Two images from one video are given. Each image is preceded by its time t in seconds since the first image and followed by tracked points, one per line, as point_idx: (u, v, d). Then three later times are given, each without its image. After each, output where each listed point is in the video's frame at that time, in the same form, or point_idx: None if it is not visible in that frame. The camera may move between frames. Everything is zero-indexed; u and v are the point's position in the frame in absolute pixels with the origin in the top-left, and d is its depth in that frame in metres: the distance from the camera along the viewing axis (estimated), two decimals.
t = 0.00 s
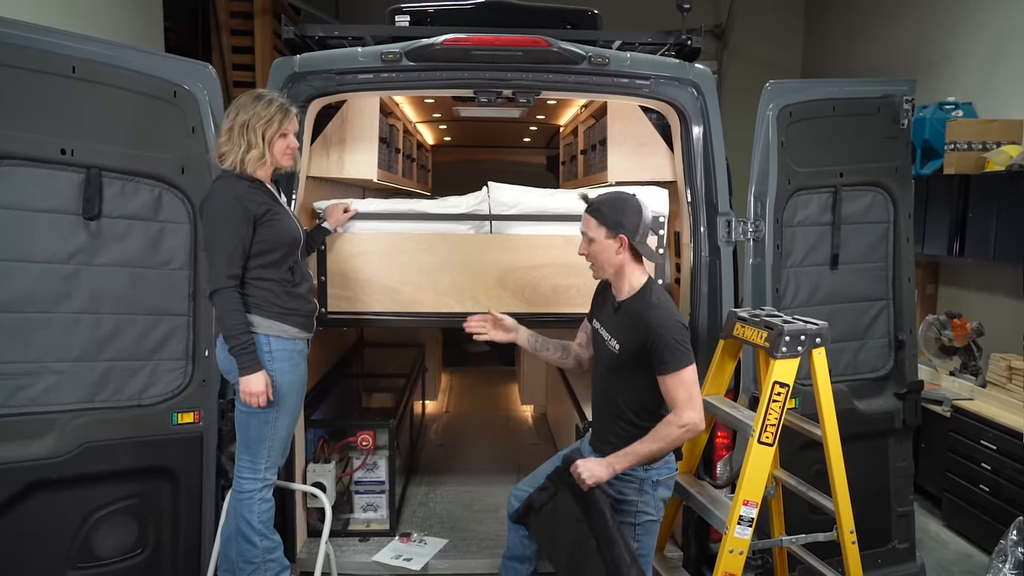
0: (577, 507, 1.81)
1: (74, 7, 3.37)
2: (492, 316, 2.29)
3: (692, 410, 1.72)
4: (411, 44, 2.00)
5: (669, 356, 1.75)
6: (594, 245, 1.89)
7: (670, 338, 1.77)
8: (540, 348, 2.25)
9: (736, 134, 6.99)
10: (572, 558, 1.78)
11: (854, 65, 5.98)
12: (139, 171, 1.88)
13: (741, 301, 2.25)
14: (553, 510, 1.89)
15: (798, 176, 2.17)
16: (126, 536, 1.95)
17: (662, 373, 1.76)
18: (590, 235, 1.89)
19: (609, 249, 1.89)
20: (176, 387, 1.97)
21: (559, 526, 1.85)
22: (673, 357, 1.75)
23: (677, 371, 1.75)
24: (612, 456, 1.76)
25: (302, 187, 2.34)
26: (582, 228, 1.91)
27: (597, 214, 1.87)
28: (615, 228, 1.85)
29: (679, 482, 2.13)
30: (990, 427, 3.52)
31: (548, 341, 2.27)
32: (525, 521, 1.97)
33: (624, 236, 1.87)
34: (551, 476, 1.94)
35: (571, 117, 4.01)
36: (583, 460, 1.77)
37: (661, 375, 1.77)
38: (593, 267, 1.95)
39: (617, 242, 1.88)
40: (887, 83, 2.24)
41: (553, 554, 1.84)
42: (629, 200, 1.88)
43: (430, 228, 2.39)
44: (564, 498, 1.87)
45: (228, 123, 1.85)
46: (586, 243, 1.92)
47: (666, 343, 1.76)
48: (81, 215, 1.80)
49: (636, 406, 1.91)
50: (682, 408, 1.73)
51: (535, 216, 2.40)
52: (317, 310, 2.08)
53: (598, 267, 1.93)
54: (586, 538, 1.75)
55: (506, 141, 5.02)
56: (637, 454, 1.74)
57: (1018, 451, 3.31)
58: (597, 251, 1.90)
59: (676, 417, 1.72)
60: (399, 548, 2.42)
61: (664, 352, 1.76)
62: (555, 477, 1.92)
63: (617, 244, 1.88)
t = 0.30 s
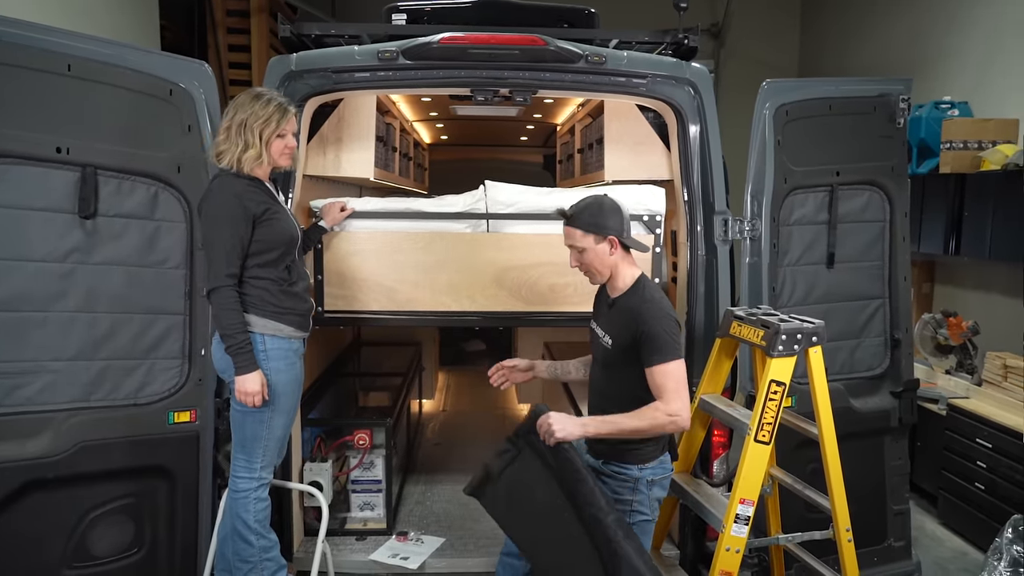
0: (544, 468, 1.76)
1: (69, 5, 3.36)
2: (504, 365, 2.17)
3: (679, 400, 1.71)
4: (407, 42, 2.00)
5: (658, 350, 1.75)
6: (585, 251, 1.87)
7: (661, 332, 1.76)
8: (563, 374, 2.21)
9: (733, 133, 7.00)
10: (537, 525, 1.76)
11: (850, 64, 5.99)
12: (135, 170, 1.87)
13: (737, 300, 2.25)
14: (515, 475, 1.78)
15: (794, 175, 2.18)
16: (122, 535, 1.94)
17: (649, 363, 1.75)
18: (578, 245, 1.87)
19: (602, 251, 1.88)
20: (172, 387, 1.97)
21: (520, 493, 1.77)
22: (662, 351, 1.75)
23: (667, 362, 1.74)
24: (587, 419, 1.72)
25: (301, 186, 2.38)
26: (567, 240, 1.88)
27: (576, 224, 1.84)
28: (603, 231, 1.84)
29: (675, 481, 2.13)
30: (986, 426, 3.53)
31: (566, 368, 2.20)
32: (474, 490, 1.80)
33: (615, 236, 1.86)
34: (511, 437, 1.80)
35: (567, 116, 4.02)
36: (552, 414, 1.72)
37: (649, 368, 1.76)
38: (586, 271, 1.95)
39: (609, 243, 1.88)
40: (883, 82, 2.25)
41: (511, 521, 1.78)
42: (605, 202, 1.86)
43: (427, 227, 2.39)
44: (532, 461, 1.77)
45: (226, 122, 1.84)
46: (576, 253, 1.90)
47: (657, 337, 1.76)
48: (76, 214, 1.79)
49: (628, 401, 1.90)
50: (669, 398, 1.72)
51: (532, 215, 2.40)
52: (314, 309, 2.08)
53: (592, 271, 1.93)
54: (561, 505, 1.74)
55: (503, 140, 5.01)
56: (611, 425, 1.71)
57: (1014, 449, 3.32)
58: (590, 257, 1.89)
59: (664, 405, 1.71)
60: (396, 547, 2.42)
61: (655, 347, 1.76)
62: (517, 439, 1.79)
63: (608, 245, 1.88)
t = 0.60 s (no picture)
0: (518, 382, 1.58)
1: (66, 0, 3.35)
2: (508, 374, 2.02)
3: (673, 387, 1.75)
4: (406, 38, 1.99)
5: (651, 341, 1.77)
6: (589, 238, 1.87)
7: (655, 323, 1.79)
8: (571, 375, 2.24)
9: (731, 129, 6.99)
10: (479, 432, 1.41)
11: (849, 61, 5.99)
12: (133, 166, 1.87)
13: (735, 296, 2.25)
14: (491, 367, 1.54)
15: (793, 171, 2.18)
16: (122, 531, 1.94)
17: (641, 350, 1.78)
18: (584, 230, 1.86)
19: (606, 241, 1.88)
20: (171, 383, 1.96)
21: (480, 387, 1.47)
22: (654, 341, 1.77)
23: (660, 351, 1.77)
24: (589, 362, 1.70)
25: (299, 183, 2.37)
26: (573, 224, 1.88)
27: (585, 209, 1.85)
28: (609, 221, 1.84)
29: (673, 478, 2.14)
30: (984, 422, 3.54)
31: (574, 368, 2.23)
32: (419, 371, 1.38)
33: (621, 227, 1.87)
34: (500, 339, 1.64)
35: (566, 113, 4.02)
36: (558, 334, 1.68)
37: (640, 356, 1.78)
38: (587, 262, 1.93)
39: (614, 233, 1.88)
40: (882, 79, 2.24)
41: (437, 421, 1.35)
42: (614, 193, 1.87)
43: (426, 223, 2.38)
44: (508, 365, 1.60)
45: (224, 118, 1.85)
46: (581, 239, 1.89)
47: (652, 328, 1.78)
48: (74, 210, 1.79)
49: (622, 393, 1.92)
50: (664, 384, 1.74)
51: (530, 211, 2.40)
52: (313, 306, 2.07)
53: (593, 261, 1.92)
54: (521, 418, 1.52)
55: (502, 137, 5.01)
56: (612, 378, 1.72)
57: (1012, 446, 3.33)
58: (594, 244, 1.88)
59: (660, 388, 1.73)
60: (395, 542, 2.42)
61: (649, 337, 1.78)
62: (506, 341, 1.64)
63: (613, 235, 1.88)
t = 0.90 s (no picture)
0: (521, 325, 1.67)
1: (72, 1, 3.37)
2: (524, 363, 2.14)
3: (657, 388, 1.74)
4: (410, 39, 1.99)
5: (644, 340, 1.78)
6: (595, 234, 1.87)
7: (651, 323, 1.79)
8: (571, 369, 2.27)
9: (735, 129, 6.98)
10: (465, 363, 1.69)
11: (853, 61, 5.97)
12: (138, 166, 1.88)
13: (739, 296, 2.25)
14: (493, 312, 1.67)
15: (797, 171, 2.17)
16: (126, 531, 1.95)
17: (632, 346, 1.78)
18: (591, 223, 1.86)
19: (611, 238, 1.88)
20: (175, 383, 1.97)
21: (483, 320, 1.68)
22: (646, 342, 1.77)
23: (651, 350, 1.76)
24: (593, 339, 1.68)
25: (302, 183, 2.36)
26: (581, 217, 1.88)
27: (593, 204, 1.85)
28: (614, 218, 1.85)
29: (676, 478, 2.13)
30: (989, 422, 3.53)
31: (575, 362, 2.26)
32: (435, 290, 1.69)
33: (627, 226, 1.87)
34: (518, 279, 1.67)
35: (570, 113, 4.01)
36: (575, 299, 1.67)
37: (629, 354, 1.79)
38: (589, 258, 1.93)
39: (620, 232, 1.88)
40: (887, 78, 2.24)
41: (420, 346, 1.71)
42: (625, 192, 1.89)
43: (430, 223, 2.39)
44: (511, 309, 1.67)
45: (226, 118, 1.85)
46: (586, 232, 1.89)
47: (647, 328, 1.79)
48: (79, 210, 1.80)
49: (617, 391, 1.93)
50: (648, 382, 1.74)
51: (534, 212, 2.40)
52: (317, 306, 2.08)
53: (595, 256, 1.92)
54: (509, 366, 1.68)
55: (506, 137, 5.01)
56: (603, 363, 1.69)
57: (1017, 446, 3.31)
58: (598, 240, 1.88)
59: (645, 384, 1.73)
60: (398, 543, 2.42)
61: (645, 336, 1.78)
62: (521, 283, 1.66)
63: (619, 233, 1.88)
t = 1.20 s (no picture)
0: (490, 350, 1.77)
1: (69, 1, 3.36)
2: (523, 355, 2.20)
3: (626, 394, 1.74)
4: (408, 38, 1.99)
5: (626, 343, 1.78)
6: (585, 234, 1.87)
7: (635, 328, 1.79)
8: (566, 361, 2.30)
9: (733, 129, 6.99)
10: (450, 401, 1.75)
11: (851, 61, 5.98)
12: (136, 166, 1.88)
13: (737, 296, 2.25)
14: (460, 343, 1.74)
15: (795, 171, 2.17)
16: (124, 532, 1.95)
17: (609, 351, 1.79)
18: (582, 222, 1.87)
19: (601, 239, 1.87)
20: (173, 383, 1.97)
21: (454, 357, 1.74)
22: (626, 346, 1.78)
23: (625, 354, 1.77)
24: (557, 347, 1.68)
25: (302, 182, 2.39)
26: (573, 215, 1.88)
27: (588, 203, 1.86)
28: (606, 219, 1.84)
29: (674, 478, 2.13)
30: (986, 422, 3.53)
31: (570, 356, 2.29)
32: (400, 351, 1.70)
33: (616, 229, 1.86)
34: (474, 310, 1.75)
35: (568, 113, 4.02)
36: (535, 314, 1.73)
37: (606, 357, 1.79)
38: (581, 257, 1.94)
39: (610, 234, 1.87)
40: (885, 79, 2.24)
41: (401, 396, 1.73)
42: (620, 194, 1.89)
43: (429, 223, 2.39)
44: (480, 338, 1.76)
45: (225, 117, 1.85)
46: (577, 231, 1.90)
47: (630, 332, 1.79)
48: (77, 210, 1.79)
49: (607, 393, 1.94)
50: (617, 387, 1.74)
51: (532, 212, 2.40)
52: (315, 306, 2.08)
53: (585, 254, 1.92)
54: (492, 388, 1.77)
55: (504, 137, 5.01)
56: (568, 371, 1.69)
57: (1014, 446, 3.32)
58: (588, 239, 1.88)
59: (611, 389, 1.73)
60: (397, 543, 2.41)
61: (630, 340, 1.78)
62: (478, 313, 1.75)
63: (607, 235, 1.88)
